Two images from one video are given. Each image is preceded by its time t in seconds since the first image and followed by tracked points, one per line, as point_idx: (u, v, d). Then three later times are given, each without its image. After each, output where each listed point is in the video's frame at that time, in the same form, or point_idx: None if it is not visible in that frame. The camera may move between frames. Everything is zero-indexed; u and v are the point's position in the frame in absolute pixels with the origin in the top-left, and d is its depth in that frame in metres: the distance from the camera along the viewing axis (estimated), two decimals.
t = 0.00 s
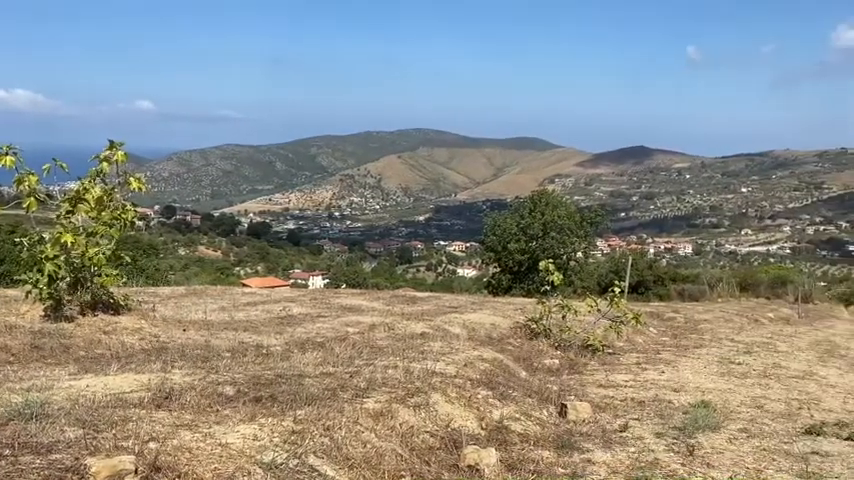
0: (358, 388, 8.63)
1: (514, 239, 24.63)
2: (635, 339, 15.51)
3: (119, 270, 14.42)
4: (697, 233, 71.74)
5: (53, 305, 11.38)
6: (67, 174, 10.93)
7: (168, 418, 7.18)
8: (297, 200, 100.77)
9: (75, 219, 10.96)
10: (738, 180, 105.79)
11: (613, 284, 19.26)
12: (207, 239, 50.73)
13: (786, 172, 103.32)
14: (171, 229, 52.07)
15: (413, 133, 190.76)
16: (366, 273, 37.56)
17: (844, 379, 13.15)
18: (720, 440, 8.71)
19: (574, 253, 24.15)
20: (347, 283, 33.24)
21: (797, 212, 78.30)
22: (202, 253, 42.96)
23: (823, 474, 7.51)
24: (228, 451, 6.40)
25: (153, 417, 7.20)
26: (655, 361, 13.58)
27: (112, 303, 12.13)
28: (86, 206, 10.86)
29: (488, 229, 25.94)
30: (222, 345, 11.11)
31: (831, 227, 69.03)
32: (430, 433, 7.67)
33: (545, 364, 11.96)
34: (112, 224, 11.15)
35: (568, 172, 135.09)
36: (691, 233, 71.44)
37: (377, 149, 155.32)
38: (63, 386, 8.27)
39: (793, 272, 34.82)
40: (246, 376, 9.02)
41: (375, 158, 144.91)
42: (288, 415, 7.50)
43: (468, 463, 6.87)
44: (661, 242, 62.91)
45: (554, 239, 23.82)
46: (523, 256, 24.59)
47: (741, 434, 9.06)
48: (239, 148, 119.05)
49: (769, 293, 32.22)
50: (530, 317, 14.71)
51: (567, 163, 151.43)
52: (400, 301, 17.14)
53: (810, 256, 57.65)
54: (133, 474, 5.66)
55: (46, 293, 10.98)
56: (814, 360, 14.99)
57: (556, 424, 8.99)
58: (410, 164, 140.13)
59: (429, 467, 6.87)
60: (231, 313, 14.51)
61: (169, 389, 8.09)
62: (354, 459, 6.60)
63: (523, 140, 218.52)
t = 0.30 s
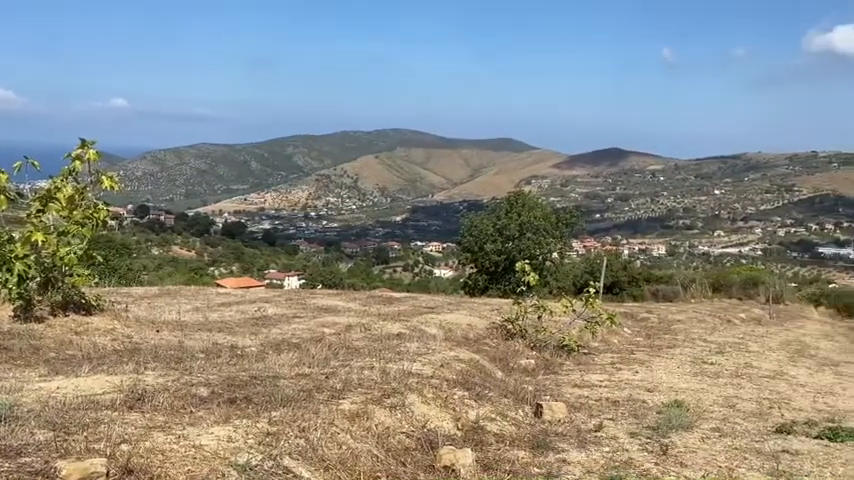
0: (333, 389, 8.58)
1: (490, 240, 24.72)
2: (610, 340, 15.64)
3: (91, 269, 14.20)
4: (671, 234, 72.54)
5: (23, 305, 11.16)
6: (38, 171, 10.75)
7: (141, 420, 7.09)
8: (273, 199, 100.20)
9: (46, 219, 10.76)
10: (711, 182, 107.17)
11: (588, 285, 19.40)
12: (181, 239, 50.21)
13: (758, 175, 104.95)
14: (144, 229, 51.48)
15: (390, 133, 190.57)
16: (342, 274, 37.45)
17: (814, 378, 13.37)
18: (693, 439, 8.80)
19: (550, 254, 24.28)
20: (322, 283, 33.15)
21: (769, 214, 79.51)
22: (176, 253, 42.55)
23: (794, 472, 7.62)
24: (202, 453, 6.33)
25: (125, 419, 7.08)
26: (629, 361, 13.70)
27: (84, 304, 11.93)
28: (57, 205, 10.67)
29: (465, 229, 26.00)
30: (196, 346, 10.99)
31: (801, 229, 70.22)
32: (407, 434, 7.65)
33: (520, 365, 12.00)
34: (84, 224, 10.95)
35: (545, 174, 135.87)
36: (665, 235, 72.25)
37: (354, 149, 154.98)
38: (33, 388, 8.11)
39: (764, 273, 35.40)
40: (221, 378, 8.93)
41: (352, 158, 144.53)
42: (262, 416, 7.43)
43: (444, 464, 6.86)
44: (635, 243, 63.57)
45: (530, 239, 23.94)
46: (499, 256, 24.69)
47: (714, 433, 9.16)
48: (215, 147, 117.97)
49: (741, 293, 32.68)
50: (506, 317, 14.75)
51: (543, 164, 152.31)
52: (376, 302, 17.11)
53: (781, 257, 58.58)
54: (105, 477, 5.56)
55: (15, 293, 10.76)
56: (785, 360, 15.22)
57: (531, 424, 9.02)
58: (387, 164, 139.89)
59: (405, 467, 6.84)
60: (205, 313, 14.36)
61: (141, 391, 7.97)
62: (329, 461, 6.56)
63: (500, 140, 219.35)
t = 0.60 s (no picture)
0: (307, 390, 8.53)
1: (465, 240, 24.79)
2: (584, 340, 15.75)
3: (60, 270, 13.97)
4: (644, 236, 73.34)
5: None
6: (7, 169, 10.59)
7: (112, 422, 6.98)
8: (247, 199, 99.37)
9: (14, 217, 10.56)
10: (683, 185, 108.50)
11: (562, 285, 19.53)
12: (152, 239, 49.62)
13: (729, 177, 106.58)
14: (115, 228, 50.87)
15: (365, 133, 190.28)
16: (316, 274, 37.29)
17: (782, 378, 13.61)
18: (665, 438, 8.91)
19: (524, 254, 24.37)
20: (296, 284, 33.03)
21: (739, 216, 80.78)
22: (147, 252, 42.06)
23: (763, 471, 7.74)
24: (175, 455, 6.26)
25: (95, 421, 6.97)
26: (602, 361, 13.81)
27: (53, 304, 11.74)
28: (26, 204, 10.50)
29: (441, 230, 26.06)
30: (167, 348, 10.84)
31: (770, 231, 71.44)
32: (381, 434, 7.64)
33: (495, 365, 12.04)
34: (53, 223, 10.78)
35: (520, 175, 136.60)
36: (637, 236, 73.09)
37: (329, 149, 154.51)
38: None
39: (734, 274, 36.04)
40: (193, 379, 8.82)
41: (327, 158, 143.97)
42: (235, 418, 7.37)
43: (419, 465, 6.85)
44: (608, 244, 64.19)
45: (505, 240, 24.02)
46: (474, 257, 24.79)
47: (685, 432, 9.27)
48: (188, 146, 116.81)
49: (712, 294, 33.16)
50: (481, 317, 14.79)
51: (518, 166, 153.13)
52: (351, 303, 17.07)
53: (750, 258, 59.55)
54: None
55: None
56: (755, 359, 15.46)
57: (506, 424, 9.05)
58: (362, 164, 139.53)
59: (379, 468, 6.83)
60: (177, 314, 14.19)
61: (112, 393, 7.86)
62: (303, 462, 6.51)
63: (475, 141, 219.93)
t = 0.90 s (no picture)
0: (280, 391, 8.46)
1: (439, 240, 24.83)
2: (556, 340, 15.88)
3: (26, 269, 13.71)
4: (615, 236, 74.14)
5: None
6: None
7: (80, 424, 6.86)
8: (219, 199, 98.46)
9: None
10: (654, 186, 109.96)
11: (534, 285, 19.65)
12: (122, 238, 48.94)
13: (699, 179, 108.14)
14: (84, 228, 50.07)
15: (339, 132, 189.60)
16: (289, 275, 37.10)
17: (749, 377, 13.84)
18: (635, 437, 9.00)
19: (498, 255, 24.31)
20: (268, 284, 32.86)
21: (708, 217, 82.01)
22: (117, 252, 41.49)
23: (730, 469, 7.85)
24: (144, 457, 6.17)
25: (62, 423, 6.84)
26: (574, 361, 13.90)
27: (19, 304, 11.54)
28: None
29: (415, 230, 26.07)
30: (137, 348, 10.70)
31: (738, 232, 72.75)
32: (354, 435, 7.60)
33: (468, 365, 12.07)
34: (19, 222, 10.57)
35: (494, 175, 137.15)
36: (609, 237, 73.81)
37: (303, 149, 153.65)
38: None
39: (703, 275, 36.45)
40: (163, 380, 8.71)
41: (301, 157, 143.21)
42: (206, 420, 7.28)
43: (391, 465, 6.83)
44: (580, 245, 64.71)
45: (479, 241, 24.06)
46: (448, 257, 24.86)
47: (655, 431, 9.36)
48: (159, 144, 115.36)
49: (682, 295, 33.62)
50: (454, 318, 14.81)
51: (493, 166, 153.78)
52: (324, 303, 17.00)
53: (719, 259, 60.52)
54: None
55: None
56: (723, 359, 15.69)
57: (479, 424, 9.07)
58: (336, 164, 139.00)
59: (352, 470, 6.81)
60: (147, 315, 14.02)
61: (80, 395, 7.72)
62: (275, 464, 6.47)
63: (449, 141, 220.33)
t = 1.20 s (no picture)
0: (250, 392, 8.39)
1: (412, 241, 24.85)
2: (527, 340, 15.98)
3: None
4: (586, 237, 74.82)
5: None
6: None
7: (45, 427, 6.73)
8: (189, 199, 97.34)
9: None
10: (625, 188, 111.21)
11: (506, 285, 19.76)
12: (89, 238, 48.13)
13: (668, 182, 109.58)
14: (49, 226, 49.17)
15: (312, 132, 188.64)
16: (259, 274, 36.83)
17: (717, 376, 14.08)
18: (606, 436, 9.08)
19: (471, 256, 24.37)
20: (239, 285, 32.57)
21: (677, 219, 83.15)
22: (84, 252, 40.80)
23: (698, 467, 7.96)
24: (111, 460, 6.08)
25: (27, 427, 6.70)
26: (545, 360, 14.00)
27: None
28: None
29: (387, 230, 26.06)
30: (104, 349, 10.52)
31: (706, 234, 73.91)
32: (325, 437, 7.56)
33: (441, 365, 12.07)
34: None
35: (466, 176, 137.54)
36: (579, 238, 74.41)
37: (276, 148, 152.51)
38: None
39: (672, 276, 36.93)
40: (131, 382, 8.58)
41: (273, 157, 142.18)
42: (175, 421, 7.18)
43: (363, 467, 6.81)
44: (551, 245, 65.20)
45: (452, 241, 24.14)
46: (421, 258, 24.91)
47: (624, 430, 9.47)
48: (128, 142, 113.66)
49: (651, 295, 34.10)
50: (426, 318, 14.82)
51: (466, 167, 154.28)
52: (296, 304, 16.89)
53: (687, 260, 61.37)
54: None
55: None
56: (692, 359, 15.93)
57: (451, 424, 9.09)
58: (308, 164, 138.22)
59: (323, 470, 6.79)
60: (115, 315, 13.81)
61: (45, 397, 7.57)
62: (246, 465, 6.41)
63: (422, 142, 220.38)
